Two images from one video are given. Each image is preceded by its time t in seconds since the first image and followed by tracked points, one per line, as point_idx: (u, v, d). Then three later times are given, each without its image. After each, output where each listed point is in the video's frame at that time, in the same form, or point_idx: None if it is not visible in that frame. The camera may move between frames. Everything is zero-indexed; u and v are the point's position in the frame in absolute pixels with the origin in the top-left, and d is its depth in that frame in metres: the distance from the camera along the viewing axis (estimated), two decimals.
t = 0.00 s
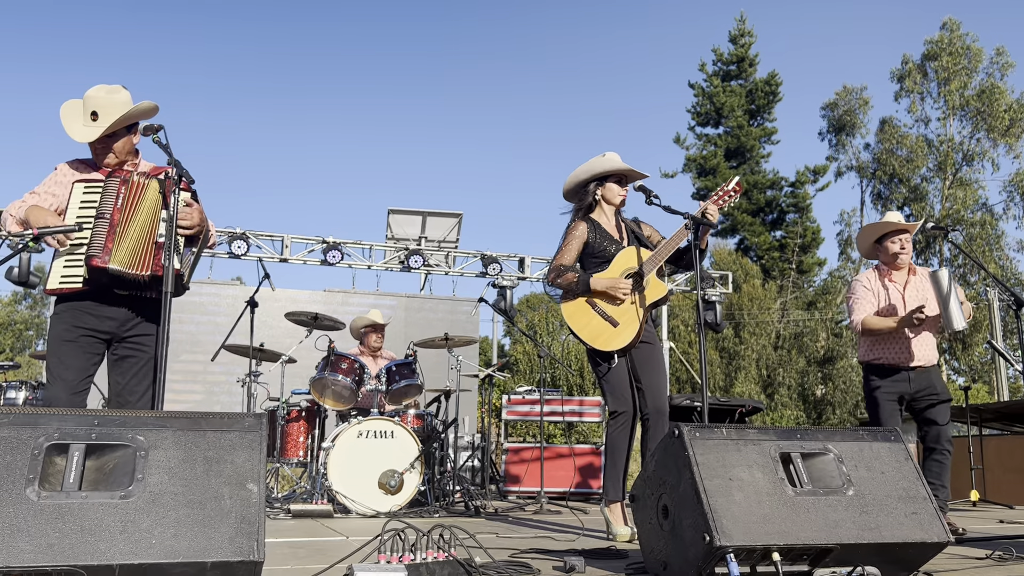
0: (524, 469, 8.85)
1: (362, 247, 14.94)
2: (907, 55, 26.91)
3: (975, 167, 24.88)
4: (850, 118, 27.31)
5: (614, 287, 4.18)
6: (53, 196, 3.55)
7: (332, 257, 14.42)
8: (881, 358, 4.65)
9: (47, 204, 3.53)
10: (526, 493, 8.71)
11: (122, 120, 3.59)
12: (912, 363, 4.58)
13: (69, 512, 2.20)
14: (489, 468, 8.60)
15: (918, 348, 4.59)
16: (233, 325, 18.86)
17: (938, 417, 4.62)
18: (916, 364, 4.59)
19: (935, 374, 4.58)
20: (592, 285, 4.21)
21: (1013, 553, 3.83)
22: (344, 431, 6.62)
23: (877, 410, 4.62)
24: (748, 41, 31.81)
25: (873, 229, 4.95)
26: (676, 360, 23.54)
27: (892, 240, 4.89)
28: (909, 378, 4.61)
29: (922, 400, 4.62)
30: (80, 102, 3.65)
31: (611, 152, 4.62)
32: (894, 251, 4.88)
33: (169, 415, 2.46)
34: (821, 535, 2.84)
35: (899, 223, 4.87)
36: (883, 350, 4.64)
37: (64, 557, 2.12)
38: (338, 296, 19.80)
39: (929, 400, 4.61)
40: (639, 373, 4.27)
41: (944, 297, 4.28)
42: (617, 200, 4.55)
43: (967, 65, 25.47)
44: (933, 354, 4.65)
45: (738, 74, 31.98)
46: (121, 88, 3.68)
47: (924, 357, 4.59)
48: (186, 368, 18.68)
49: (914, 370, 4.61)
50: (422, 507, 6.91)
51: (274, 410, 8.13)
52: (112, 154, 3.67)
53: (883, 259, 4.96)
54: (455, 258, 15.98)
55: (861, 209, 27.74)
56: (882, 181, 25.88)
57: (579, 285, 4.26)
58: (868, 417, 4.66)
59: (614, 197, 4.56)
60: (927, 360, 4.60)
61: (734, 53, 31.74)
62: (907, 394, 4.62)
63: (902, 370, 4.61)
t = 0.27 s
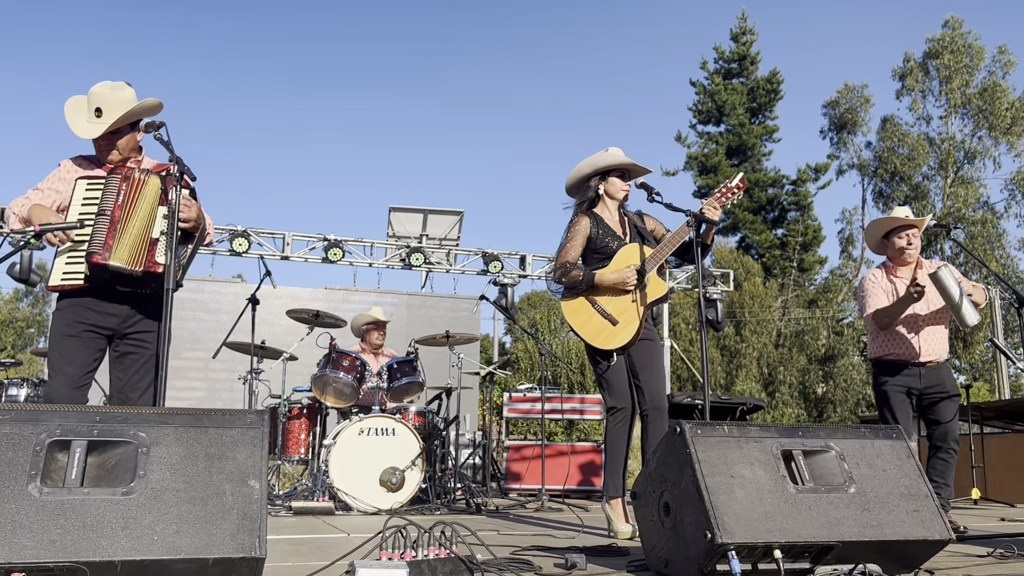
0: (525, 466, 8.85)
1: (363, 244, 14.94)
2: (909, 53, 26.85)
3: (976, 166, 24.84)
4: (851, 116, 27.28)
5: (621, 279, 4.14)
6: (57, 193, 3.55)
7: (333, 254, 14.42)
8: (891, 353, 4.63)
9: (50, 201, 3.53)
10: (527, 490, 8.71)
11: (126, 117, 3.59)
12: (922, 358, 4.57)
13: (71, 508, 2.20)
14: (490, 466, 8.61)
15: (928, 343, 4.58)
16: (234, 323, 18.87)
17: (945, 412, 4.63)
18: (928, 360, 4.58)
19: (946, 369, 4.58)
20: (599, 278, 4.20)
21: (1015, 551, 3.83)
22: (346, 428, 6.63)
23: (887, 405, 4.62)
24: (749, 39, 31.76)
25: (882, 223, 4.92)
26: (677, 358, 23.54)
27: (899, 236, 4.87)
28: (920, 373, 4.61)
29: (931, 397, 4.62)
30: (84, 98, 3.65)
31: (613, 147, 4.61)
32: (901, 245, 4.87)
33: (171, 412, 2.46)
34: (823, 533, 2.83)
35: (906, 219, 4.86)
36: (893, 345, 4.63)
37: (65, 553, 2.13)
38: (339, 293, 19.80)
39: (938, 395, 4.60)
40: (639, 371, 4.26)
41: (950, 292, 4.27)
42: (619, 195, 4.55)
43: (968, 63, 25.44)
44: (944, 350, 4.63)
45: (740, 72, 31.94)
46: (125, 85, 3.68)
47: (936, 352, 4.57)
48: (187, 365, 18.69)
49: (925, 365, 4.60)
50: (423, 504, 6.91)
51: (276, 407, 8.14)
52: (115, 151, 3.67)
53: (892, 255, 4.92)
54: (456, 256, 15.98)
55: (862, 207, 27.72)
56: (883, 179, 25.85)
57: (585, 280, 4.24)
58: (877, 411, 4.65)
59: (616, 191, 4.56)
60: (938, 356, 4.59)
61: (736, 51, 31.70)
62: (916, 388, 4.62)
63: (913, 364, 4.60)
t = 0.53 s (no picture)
0: (526, 464, 8.85)
1: (364, 242, 14.94)
2: (910, 51, 26.81)
3: (978, 164, 24.80)
4: (852, 114, 27.25)
5: (611, 298, 4.16)
6: (59, 191, 3.55)
7: (334, 252, 14.42)
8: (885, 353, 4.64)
9: (52, 199, 3.53)
10: (528, 488, 8.71)
11: (128, 116, 3.59)
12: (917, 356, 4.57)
13: (74, 505, 2.20)
14: (491, 464, 8.61)
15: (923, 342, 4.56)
16: (235, 321, 18.87)
17: (941, 411, 4.61)
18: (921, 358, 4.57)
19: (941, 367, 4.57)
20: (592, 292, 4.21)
21: (1017, 549, 3.83)
22: (347, 426, 6.63)
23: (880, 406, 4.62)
24: (751, 37, 31.71)
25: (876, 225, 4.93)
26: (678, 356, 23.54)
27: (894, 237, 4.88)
28: (914, 373, 4.60)
29: (927, 396, 4.61)
30: (87, 96, 3.65)
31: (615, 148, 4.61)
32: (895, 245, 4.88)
33: (173, 409, 2.46)
34: (825, 531, 2.83)
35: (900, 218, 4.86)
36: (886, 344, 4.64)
37: (68, 550, 2.13)
38: (340, 291, 19.80)
39: (934, 394, 4.60)
40: (643, 372, 4.26)
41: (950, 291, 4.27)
42: (620, 197, 4.55)
43: (970, 61, 25.42)
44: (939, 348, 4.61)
45: (741, 70, 31.89)
46: (128, 84, 3.68)
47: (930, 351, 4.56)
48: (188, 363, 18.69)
49: (919, 364, 4.60)
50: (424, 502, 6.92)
51: (277, 405, 8.14)
52: (118, 149, 3.67)
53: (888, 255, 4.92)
54: (457, 254, 15.98)
55: (863, 205, 27.70)
56: (884, 177, 25.83)
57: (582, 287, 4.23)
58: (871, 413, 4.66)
59: (617, 193, 4.56)
60: (932, 355, 4.57)
61: (737, 49, 31.66)
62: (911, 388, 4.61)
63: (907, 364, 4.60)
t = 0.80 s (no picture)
0: (527, 462, 8.85)
1: (366, 240, 14.94)
2: (912, 50, 26.78)
3: (979, 162, 24.76)
4: (853, 113, 27.24)
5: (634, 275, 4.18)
6: (61, 187, 3.55)
7: (335, 250, 14.42)
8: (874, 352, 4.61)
9: (55, 195, 3.53)
10: (530, 486, 8.71)
11: (131, 111, 3.59)
12: (899, 357, 4.55)
13: (77, 502, 2.20)
14: (492, 462, 8.61)
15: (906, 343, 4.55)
16: (236, 319, 18.88)
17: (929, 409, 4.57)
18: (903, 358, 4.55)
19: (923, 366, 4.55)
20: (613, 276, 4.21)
21: (1019, 547, 3.82)
22: (348, 423, 6.63)
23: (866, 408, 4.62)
24: (751, 35, 31.70)
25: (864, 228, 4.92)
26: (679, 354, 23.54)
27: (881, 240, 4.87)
28: (896, 372, 4.59)
29: (914, 396, 4.60)
30: (89, 92, 3.65)
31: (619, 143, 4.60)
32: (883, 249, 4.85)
33: (176, 406, 2.46)
34: (828, 528, 2.83)
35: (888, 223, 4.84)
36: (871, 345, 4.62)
37: (71, 547, 2.13)
38: (342, 290, 19.80)
39: (921, 394, 4.58)
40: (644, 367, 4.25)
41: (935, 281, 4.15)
42: (625, 190, 4.54)
43: (972, 59, 25.39)
44: (923, 348, 4.59)
45: (742, 68, 31.88)
46: (130, 79, 3.67)
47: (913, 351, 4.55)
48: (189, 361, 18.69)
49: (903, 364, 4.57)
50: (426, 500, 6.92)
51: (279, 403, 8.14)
52: (119, 144, 3.67)
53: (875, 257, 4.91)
54: (458, 252, 15.98)
55: (864, 204, 27.68)
56: (885, 175, 25.82)
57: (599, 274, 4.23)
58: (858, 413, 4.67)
59: (621, 187, 4.55)
60: (915, 355, 4.55)
61: (738, 48, 31.63)
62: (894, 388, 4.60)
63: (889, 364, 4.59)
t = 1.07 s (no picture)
0: (528, 461, 8.85)
1: (366, 239, 14.94)
2: (913, 48, 26.76)
3: (980, 161, 24.73)
4: (854, 112, 27.22)
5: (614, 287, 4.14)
6: (63, 186, 3.55)
7: (336, 249, 14.42)
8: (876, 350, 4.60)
9: (56, 194, 3.53)
10: (530, 485, 8.72)
11: (133, 111, 3.58)
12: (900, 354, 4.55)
13: (79, 500, 2.20)
14: (492, 461, 8.62)
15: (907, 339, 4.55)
16: (237, 317, 18.88)
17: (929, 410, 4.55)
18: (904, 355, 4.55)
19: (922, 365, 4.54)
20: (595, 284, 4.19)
21: (1021, 546, 3.82)
22: (349, 422, 6.63)
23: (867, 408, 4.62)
24: (752, 34, 31.66)
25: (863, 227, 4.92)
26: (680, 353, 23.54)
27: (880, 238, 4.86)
28: (897, 370, 4.59)
29: (912, 397, 4.57)
30: (91, 92, 3.65)
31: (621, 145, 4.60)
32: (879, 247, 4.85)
33: (177, 404, 2.45)
34: (831, 527, 2.83)
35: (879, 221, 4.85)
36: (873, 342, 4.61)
37: (74, 545, 2.13)
38: (342, 288, 19.80)
39: (919, 394, 4.55)
40: (647, 368, 4.24)
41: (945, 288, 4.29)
42: (626, 192, 4.54)
43: (973, 58, 25.35)
44: (923, 345, 4.59)
45: (742, 67, 31.85)
46: (133, 79, 3.68)
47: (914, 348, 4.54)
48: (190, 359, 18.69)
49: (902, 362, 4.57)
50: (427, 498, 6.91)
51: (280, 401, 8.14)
52: (121, 144, 3.66)
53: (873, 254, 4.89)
54: (459, 251, 15.97)
55: (865, 203, 27.68)
56: (886, 174, 25.82)
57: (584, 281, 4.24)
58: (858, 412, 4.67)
59: (623, 188, 4.54)
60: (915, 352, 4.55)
61: (739, 46, 31.61)
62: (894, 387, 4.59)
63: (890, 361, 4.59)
